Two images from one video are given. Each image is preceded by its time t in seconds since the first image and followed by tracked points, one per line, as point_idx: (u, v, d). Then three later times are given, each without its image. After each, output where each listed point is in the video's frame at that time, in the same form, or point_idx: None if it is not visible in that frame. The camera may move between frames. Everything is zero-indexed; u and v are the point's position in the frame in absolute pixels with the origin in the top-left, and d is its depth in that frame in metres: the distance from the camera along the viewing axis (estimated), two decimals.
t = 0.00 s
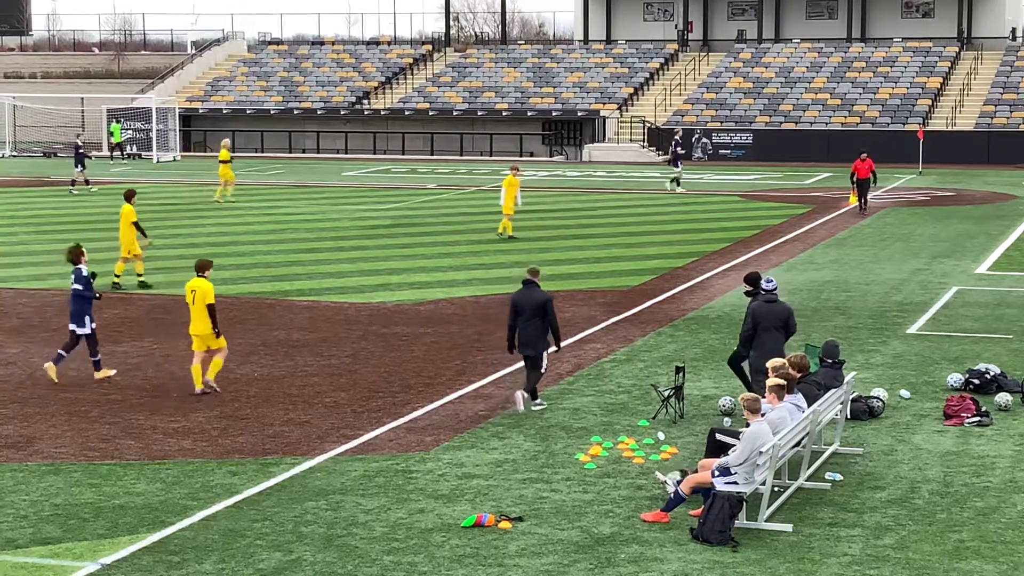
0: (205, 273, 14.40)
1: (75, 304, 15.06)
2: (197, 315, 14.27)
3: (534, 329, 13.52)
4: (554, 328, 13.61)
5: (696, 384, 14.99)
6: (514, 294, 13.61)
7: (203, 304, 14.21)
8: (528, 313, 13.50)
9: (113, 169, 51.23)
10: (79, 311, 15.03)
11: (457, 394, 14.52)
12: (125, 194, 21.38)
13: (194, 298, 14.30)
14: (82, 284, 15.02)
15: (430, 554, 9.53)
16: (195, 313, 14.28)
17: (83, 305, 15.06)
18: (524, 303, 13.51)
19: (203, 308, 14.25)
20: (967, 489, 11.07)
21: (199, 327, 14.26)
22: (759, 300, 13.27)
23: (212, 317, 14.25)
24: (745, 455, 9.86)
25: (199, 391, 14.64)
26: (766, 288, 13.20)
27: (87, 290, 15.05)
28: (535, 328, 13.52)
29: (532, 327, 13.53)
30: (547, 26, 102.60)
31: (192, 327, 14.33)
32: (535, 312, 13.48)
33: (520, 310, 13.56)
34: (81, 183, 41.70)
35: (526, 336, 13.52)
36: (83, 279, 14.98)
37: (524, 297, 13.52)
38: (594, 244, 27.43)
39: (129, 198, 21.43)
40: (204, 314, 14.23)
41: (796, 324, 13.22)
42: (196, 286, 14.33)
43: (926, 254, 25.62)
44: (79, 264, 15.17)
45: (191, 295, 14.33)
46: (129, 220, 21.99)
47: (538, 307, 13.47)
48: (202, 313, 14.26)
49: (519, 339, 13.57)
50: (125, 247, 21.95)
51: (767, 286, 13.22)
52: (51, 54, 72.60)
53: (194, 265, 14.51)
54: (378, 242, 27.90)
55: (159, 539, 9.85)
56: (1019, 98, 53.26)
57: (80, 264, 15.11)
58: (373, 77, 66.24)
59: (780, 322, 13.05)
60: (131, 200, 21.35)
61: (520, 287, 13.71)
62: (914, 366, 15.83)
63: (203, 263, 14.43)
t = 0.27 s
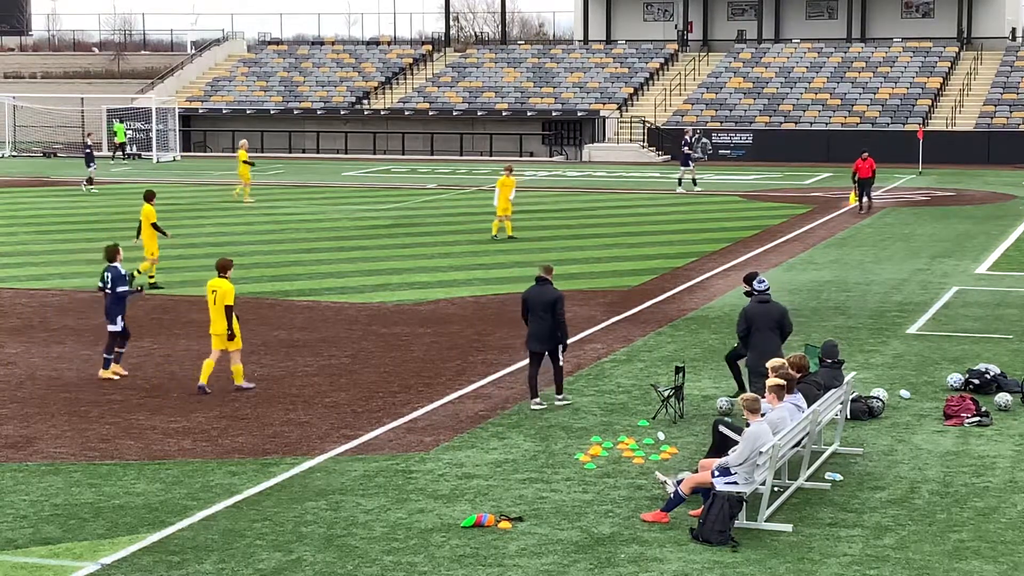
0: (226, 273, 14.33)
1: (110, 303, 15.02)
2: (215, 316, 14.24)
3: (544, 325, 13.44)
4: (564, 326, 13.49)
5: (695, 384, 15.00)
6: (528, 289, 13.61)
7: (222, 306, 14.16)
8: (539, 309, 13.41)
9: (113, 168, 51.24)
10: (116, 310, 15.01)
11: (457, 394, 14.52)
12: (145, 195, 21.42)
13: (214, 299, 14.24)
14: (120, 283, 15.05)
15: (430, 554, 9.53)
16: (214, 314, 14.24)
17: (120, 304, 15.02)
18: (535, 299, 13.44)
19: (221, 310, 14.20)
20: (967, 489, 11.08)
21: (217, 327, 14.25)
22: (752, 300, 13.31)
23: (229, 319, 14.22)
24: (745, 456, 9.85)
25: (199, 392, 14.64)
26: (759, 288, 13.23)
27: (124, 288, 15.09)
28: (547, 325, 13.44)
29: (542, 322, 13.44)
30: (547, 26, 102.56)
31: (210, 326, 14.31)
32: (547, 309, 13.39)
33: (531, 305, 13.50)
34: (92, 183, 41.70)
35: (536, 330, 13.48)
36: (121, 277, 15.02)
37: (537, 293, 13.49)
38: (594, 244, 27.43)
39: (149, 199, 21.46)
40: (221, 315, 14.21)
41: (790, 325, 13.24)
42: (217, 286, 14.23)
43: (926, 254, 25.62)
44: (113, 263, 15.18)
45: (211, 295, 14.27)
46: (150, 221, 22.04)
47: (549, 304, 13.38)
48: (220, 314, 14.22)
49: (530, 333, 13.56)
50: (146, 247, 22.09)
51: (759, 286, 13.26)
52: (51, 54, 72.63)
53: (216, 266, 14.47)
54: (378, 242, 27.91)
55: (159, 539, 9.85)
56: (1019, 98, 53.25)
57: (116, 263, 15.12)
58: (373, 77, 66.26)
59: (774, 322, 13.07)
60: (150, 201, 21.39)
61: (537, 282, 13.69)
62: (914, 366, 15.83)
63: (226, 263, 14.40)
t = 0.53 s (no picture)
0: (247, 269, 14.59)
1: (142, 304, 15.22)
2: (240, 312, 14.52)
3: (560, 324, 13.77)
4: (581, 326, 13.82)
5: (696, 384, 15.00)
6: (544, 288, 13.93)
7: (249, 300, 14.51)
8: (555, 309, 13.76)
9: (113, 168, 51.26)
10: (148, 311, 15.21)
11: (457, 394, 14.51)
12: (162, 193, 21.42)
13: (237, 295, 14.52)
14: (151, 285, 15.23)
15: (430, 554, 9.52)
16: (238, 309, 14.52)
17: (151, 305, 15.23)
18: (552, 298, 13.79)
19: (248, 305, 14.52)
20: (967, 489, 11.08)
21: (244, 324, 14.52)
22: (749, 301, 13.29)
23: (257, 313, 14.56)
24: (745, 456, 9.86)
25: (199, 392, 14.64)
26: (757, 289, 13.23)
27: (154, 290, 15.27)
28: (562, 325, 13.77)
29: (557, 322, 13.78)
30: (547, 26, 102.57)
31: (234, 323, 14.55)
32: (563, 308, 13.74)
33: (547, 305, 13.82)
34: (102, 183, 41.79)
35: (550, 330, 13.80)
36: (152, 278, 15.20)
37: (553, 293, 13.82)
38: (593, 244, 27.44)
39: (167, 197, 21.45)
40: (249, 310, 14.52)
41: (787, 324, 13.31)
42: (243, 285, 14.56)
43: (926, 254, 25.62)
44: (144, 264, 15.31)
45: (233, 291, 14.54)
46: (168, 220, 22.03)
47: (565, 303, 13.73)
48: (245, 309, 14.52)
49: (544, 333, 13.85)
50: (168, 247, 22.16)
51: (756, 286, 13.25)
52: (51, 54, 72.65)
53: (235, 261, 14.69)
54: (378, 242, 27.92)
55: (160, 539, 9.85)
56: (1019, 98, 53.24)
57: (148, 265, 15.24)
58: (373, 77, 66.26)
59: (774, 322, 13.10)
60: (169, 200, 21.39)
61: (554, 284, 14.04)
62: (914, 366, 15.83)
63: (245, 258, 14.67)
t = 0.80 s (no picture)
0: (263, 268, 14.73)
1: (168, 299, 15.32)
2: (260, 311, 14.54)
3: (577, 319, 13.99)
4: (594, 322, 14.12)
5: (696, 384, 15.00)
6: (557, 285, 14.18)
7: (268, 298, 14.57)
8: (572, 304, 14.02)
9: (114, 168, 51.30)
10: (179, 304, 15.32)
11: (457, 394, 14.51)
12: (182, 195, 21.34)
13: (255, 293, 14.60)
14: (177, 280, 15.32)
15: (430, 554, 9.52)
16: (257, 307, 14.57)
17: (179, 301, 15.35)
18: (568, 294, 14.05)
19: (265, 303, 14.58)
20: (967, 489, 11.08)
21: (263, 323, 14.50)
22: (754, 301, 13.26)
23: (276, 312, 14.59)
24: (745, 456, 9.86)
25: (198, 392, 14.64)
26: (762, 288, 13.23)
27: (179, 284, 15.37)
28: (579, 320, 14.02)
29: (574, 317, 14.01)
30: (547, 27, 102.57)
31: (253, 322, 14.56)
32: (580, 303, 14.02)
33: (563, 300, 14.07)
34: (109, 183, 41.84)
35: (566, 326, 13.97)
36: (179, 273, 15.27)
37: (567, 289, 14.09)
38: (593, 244, 27.44)
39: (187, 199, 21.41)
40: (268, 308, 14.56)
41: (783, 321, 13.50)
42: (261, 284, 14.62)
43: (926, 254, 25.62)
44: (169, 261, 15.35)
45: (251, 291, 14.64)
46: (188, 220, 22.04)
47: (581, 299, 14.02)
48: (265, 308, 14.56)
49: (559, 329, 14.01)
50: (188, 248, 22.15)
51: (761, 286, 13.24)
52: (51, 54, 72.68)
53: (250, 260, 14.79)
54: (379, 242, 27.93)
55: (160, 539, 9.86)
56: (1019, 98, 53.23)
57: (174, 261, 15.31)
58: (373, 77, 66.28)
59: (781, 321, 13.22)
60: (190, 202, 21.33)
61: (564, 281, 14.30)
62: (914, 366, 15.83)
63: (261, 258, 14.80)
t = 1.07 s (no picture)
0: (277, 264, 14.95)
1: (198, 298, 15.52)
2: (273, 306, 14.91)
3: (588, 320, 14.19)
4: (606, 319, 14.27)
5: (696, 384, 15.01)
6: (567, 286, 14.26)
7: (281, 295, 14.82)
8: (583, 305, 14.15)
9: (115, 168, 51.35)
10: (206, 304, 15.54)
11: (457, 394, 14.53)
12: (203, 194, 21.60)
13: (269, 289, 14.85)
14: (207, 280, 15.53)
15: (430, 555, 9.52)
16: (270, 303, 14.92)
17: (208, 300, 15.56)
18: (579, 295, 14.16)
19: (279, 300, 14.85)
20: (966, 489, 11.09)
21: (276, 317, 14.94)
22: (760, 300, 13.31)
23: (287, 308, 14.89)
24: (745, 456, 9.86)
25: (198, 392, 14.65)
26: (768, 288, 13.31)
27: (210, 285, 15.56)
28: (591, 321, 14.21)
29: (586, 317, 14.19)
30: (547, 27, 102.58)
31: (266, 316, 14.96)
32: (591, 303, 14.16)
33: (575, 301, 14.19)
34: (113, 183, 41.89)
35: (580, 326, 14.16)
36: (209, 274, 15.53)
37: (577, 289, 14.19)
38: (593, 244, 27.46)
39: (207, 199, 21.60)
40: (280, 304, 14.87)
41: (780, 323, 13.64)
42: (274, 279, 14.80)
43: (926, 254, 25.63)
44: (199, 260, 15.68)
45: (266, 287, 14.87)
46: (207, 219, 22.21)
47: (592, 299, 14.15)
48: (277, 304, 14.89)
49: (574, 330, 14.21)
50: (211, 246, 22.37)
51: (766, 284, 13.30)
52: (51, 54, 72.72)
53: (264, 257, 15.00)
54: (379, 242, 27.95)
55: (159, 539, 9.87)
56: (1019, 98, 53.23)
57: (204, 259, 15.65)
58: (373, 77, 66.31)
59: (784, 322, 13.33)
60: (209, 201, 21.56)
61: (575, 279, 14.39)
62: (914, 366, 15.84)
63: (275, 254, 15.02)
